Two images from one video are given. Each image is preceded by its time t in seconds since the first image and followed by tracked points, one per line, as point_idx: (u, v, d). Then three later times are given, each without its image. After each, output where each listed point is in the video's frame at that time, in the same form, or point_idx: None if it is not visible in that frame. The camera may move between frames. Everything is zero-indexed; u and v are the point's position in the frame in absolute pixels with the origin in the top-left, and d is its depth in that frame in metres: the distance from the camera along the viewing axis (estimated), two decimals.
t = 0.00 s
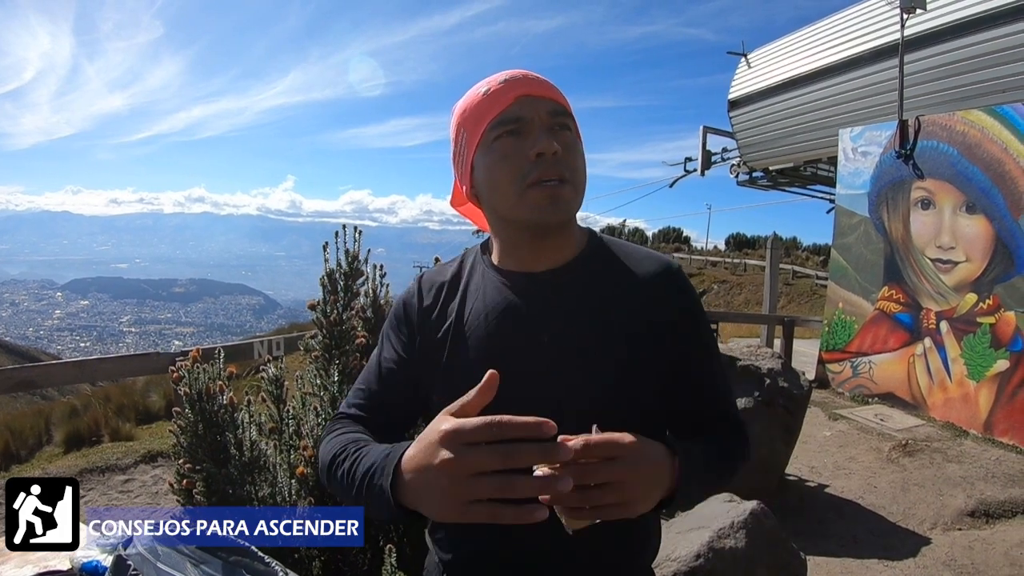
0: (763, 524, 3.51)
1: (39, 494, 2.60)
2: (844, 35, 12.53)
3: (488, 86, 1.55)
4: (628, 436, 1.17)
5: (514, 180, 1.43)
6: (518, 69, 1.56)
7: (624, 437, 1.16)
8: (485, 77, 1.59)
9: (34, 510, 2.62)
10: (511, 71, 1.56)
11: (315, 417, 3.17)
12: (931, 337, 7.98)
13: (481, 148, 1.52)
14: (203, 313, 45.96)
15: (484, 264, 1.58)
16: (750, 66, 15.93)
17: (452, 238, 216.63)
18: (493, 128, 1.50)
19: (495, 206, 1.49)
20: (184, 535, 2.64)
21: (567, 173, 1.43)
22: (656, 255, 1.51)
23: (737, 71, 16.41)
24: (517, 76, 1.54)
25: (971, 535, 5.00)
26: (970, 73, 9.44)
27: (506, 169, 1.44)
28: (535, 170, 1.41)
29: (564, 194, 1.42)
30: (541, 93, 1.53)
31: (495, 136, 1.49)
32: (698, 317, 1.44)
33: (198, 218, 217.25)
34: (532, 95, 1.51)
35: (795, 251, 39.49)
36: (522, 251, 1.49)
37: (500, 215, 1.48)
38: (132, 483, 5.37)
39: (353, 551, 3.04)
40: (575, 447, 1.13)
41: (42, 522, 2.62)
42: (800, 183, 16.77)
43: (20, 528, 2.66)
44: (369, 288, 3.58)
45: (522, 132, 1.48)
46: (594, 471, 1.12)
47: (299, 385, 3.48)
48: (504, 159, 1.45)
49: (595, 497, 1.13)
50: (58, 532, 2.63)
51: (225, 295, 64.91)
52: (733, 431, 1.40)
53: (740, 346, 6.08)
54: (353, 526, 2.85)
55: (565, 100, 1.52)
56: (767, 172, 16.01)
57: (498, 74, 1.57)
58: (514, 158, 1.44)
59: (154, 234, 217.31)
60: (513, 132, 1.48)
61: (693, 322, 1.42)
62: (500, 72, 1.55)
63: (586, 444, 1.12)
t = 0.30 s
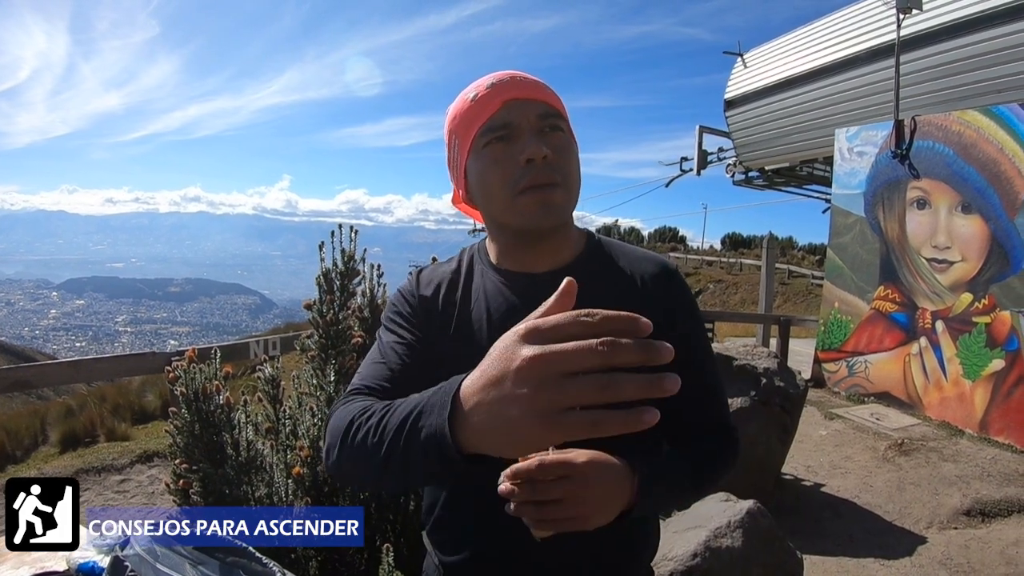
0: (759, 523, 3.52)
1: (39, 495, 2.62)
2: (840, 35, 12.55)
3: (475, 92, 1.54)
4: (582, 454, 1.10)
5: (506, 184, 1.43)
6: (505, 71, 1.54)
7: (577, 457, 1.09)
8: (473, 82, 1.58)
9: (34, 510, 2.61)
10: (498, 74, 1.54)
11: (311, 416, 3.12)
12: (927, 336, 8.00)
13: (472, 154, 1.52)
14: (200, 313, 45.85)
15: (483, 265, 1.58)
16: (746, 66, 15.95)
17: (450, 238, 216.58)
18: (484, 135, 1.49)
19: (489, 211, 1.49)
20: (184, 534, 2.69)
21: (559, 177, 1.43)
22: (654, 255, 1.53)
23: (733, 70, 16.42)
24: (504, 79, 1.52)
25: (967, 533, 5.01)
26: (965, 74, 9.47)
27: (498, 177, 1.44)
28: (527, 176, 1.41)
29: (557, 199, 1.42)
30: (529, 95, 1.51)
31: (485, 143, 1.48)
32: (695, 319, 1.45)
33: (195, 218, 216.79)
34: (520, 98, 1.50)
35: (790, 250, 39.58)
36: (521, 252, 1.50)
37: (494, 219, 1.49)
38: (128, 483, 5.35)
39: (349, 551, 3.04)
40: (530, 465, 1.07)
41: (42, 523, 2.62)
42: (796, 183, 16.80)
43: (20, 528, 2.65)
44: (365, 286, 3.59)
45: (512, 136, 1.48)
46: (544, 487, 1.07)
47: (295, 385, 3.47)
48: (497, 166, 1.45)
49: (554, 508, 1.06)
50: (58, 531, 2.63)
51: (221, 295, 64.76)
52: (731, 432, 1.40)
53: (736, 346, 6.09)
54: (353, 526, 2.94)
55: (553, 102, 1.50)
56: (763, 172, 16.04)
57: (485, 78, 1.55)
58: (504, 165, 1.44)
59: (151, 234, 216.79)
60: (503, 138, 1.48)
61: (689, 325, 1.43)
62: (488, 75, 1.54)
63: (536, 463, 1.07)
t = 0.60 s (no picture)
0: (756, 521, 3.52)
1: (39, 494, 2.60)
2: (836, 34, 12.56)
3: (467, 86, 1.57)
4: (601, 489, 1.16)
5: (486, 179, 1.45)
6: (496, 62, 1.54)
7: (595, 492, 1.16)
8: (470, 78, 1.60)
9: (34, 510, 2.60)
10: (489, 66, 1.54)
11: (308, 415, 3.11)
12: (923, 334, 8.02)
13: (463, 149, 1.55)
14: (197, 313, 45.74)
15: (483, 263, 1.55)
16: (742, 64, 15.95)
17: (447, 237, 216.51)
18: (469, 129, 1.52)
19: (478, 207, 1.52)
20: (184, 534, 2.65)
21: (539, 170, 1.41)
22: (661, 255, 1.51)
23: (729, 69, 16.43)
24: (493, 70, 1.52)
25: (964, 531, 5.03)
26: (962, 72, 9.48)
27: (480, 172, 1.47)
28: (503, 170, 1.41)
29: (534, 191, 1.39)
30: (517, 84, 1.49)
31: (469, 137, 1.51)
32: (701, 320, 1.44)
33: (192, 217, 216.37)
34: (506, 87, 1.48)
35: (787, 249, 39.64)
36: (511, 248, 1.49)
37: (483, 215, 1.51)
38: (125, 483, 5.34)
39: (346, 550, 3.04)
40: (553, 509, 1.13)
41: (42, 523, 2.60)
42: (792, 181, 16.81)
43: (20, 528, 2.63)
44: (361, 285, 3.59)
45: (495, 130, 1.48)
46: (568, 526, 1.12)
47: (292, 384, 3.46)
48: (478, 161, 1.48)
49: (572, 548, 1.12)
50: (58, 531, 2.60)
51: (218, 294, 64.66)
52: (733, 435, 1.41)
53: (733, 343, 6.09)
54: (353, 526, 2.83)
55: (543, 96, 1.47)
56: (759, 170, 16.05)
57: (478, 71, 1.57)
58: (485, 160, 1.47)
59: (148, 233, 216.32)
60: (487, 132, 1.50)
61: (695, 329, 1.42)
62: (479, 68, 1.55)
63: (556, 503, 1.13)
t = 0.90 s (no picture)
0: (751, 518, 3.54)
1: (38, 494, 2.52)
2: (831, 32, 12.58)
3: (455, 80, 1.57)
4: (555, 513, 1.13)
5: (468, 180, 1.49)
6: (485, 56, 1.53)
7: (548, 516, 1.13)
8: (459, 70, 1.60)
9: (34, 510, 2.54)
10: (477, 60, 1.54)
11: (302, 413, 3.13)
12: (918, 331, 8.04)
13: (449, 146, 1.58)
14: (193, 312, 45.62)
15: (476, 264, 1.59)
16: (737, 62, 15.96)
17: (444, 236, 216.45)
18: (455, 127, 1.54)
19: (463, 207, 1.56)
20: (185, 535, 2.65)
21: (518, 173, 1.42)
22: (658, 250, 1.46)
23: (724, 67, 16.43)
24: (481, 65, 1.51)
25: (959, 527, 5.05)
26: (956, 70, 9.51)
27: (464, 171, 1.50)
28: (484, 172, 1.44)
29: (514, 195, 1.42)
30: (501, 82, 1.48)
31: (455, 135, 1.53)
32: (702, 317, 1.38)
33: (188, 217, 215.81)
34: (491, 85, 1.49)
35: (782, 246, 39.74)
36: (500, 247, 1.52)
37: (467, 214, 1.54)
38: (120, 483, 5.33)
39: (341, 549, 3.05)
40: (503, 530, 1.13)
41: (42, 522, 2.55)
42: (787, 178, 16.83)
43: (20, 528, 2.59)
44: (356, 283, 3.56)
45: (479, 130, 1.50)
46: (520, 549, 1.11)
47: (287, 382, 3.45)
48: (462, 160, 1.51)
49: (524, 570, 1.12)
50: (58, 531, 2.56)
51: (213, 294, 64.53)
52: (736, 438, 1.34)
53: (727, 341, 6.09)
54: (353, 526, 2.95)
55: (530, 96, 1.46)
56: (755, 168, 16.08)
57: (467, 64, 1.57)
58: (469, 160, 1.49)
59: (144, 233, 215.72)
60: (471, 131, 1.52)
61: (696, 326, 1.36)
62: (468, 62, 1.54)
63: (505, 527, 1.12)
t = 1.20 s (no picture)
0: (745, 515, 3.55)
1: (39, 494, 2.40)
2: (825, 30, 12.60)
3: (451, 81, 1.55)
4: (532, 469, 1.17)
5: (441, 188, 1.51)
6: (482, 59, 1.49)
7: (524, 470, 1.17)
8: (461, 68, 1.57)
9: (34, 510, 2.41)
10: (474, 62, 1.51)
11: (296, 412, 3.10)
12: (911, 328, 8.07)
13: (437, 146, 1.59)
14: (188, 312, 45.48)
15: (464, 258, 1.60)
16: (731, 61, 15.98)
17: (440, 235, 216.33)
18: (440, 130, 1.54)
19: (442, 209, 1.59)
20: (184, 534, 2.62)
21: (479, 196, 1.42)
22: (649, 247, 1.45)
23: (718, 65, 16.45)
24: (474, 70, 1.48)
25: (954, 523, 5.07)
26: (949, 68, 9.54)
27: (439, 178, 1.52)
28: (451, 187, 1.46)
29: (476, 219, 1.42)
30: (483, 96, 1.45)
31: (440, 139, 1.54)
32: (691, 313, 1.37)
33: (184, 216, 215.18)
34: (474, 98, 1.46)
35: (776, 244, 39.84)
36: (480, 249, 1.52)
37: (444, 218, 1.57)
38: (114, 483, 5.31)
39: (335, 549, 3.01)
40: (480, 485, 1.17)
41: (42, 522, 2.43)
42: (782, 176, 16.86)
43: (19, 527, 2.45)
44: (349, 282, 3.56)
45: (459, 142, 1.50)
46: (492, 499, 1.17)
47: (280, 381, 3.47)
48: (439, 166, 1.53)
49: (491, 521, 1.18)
50: (59, 531, 2.43)
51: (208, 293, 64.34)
52: (729, 436, 1.33)
53: (721, 338, 6.10)
54: (353, 526, 2.88)
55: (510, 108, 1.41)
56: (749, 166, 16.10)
57: (467, 63, 1.54)
58: (445, 168, 1.51)
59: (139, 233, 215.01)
60: (453, 139, 1.52)
61: (685, 323, 1.35)
62: (466, 63, 1.52)
63: (483, 475, 1.17)
